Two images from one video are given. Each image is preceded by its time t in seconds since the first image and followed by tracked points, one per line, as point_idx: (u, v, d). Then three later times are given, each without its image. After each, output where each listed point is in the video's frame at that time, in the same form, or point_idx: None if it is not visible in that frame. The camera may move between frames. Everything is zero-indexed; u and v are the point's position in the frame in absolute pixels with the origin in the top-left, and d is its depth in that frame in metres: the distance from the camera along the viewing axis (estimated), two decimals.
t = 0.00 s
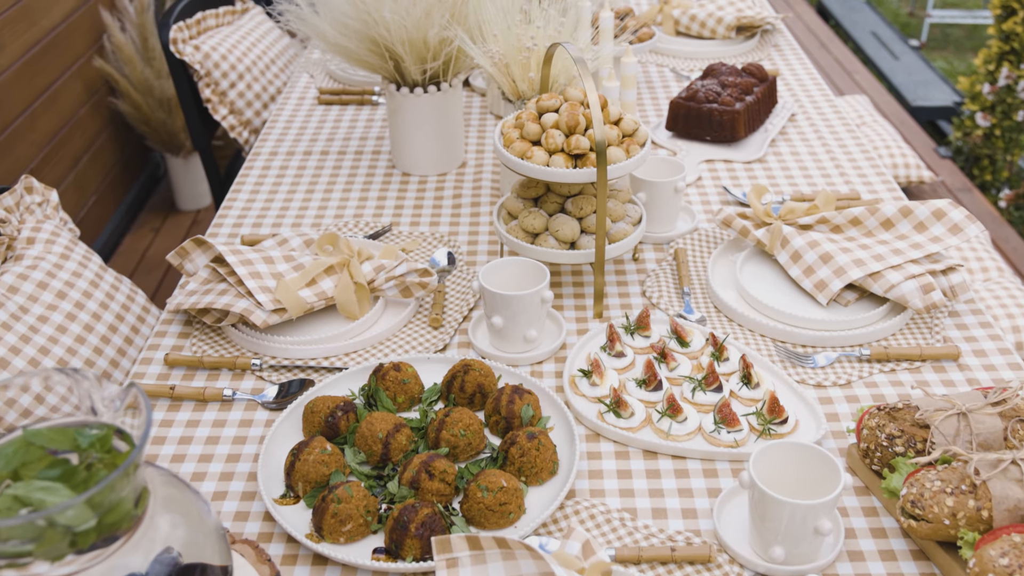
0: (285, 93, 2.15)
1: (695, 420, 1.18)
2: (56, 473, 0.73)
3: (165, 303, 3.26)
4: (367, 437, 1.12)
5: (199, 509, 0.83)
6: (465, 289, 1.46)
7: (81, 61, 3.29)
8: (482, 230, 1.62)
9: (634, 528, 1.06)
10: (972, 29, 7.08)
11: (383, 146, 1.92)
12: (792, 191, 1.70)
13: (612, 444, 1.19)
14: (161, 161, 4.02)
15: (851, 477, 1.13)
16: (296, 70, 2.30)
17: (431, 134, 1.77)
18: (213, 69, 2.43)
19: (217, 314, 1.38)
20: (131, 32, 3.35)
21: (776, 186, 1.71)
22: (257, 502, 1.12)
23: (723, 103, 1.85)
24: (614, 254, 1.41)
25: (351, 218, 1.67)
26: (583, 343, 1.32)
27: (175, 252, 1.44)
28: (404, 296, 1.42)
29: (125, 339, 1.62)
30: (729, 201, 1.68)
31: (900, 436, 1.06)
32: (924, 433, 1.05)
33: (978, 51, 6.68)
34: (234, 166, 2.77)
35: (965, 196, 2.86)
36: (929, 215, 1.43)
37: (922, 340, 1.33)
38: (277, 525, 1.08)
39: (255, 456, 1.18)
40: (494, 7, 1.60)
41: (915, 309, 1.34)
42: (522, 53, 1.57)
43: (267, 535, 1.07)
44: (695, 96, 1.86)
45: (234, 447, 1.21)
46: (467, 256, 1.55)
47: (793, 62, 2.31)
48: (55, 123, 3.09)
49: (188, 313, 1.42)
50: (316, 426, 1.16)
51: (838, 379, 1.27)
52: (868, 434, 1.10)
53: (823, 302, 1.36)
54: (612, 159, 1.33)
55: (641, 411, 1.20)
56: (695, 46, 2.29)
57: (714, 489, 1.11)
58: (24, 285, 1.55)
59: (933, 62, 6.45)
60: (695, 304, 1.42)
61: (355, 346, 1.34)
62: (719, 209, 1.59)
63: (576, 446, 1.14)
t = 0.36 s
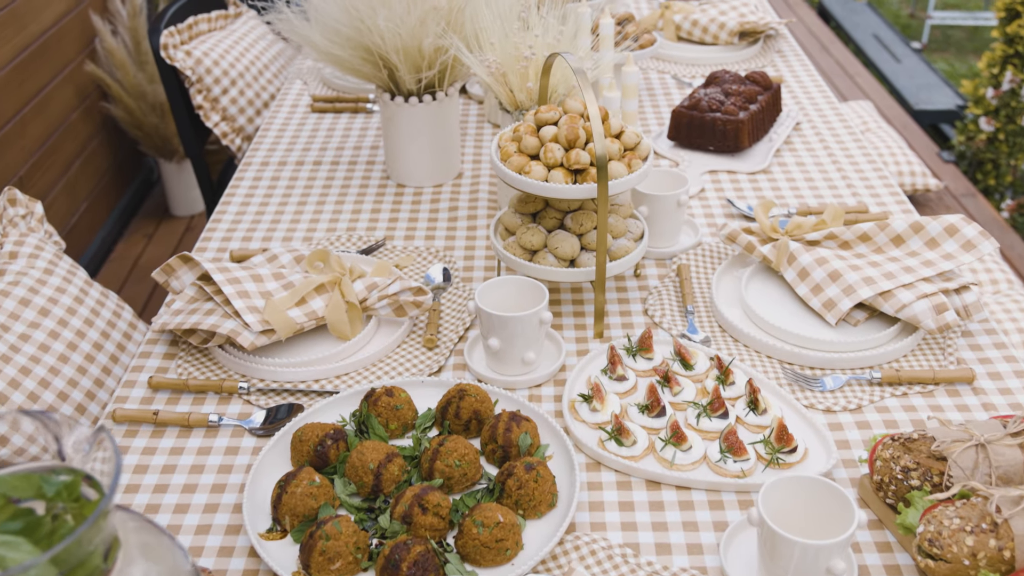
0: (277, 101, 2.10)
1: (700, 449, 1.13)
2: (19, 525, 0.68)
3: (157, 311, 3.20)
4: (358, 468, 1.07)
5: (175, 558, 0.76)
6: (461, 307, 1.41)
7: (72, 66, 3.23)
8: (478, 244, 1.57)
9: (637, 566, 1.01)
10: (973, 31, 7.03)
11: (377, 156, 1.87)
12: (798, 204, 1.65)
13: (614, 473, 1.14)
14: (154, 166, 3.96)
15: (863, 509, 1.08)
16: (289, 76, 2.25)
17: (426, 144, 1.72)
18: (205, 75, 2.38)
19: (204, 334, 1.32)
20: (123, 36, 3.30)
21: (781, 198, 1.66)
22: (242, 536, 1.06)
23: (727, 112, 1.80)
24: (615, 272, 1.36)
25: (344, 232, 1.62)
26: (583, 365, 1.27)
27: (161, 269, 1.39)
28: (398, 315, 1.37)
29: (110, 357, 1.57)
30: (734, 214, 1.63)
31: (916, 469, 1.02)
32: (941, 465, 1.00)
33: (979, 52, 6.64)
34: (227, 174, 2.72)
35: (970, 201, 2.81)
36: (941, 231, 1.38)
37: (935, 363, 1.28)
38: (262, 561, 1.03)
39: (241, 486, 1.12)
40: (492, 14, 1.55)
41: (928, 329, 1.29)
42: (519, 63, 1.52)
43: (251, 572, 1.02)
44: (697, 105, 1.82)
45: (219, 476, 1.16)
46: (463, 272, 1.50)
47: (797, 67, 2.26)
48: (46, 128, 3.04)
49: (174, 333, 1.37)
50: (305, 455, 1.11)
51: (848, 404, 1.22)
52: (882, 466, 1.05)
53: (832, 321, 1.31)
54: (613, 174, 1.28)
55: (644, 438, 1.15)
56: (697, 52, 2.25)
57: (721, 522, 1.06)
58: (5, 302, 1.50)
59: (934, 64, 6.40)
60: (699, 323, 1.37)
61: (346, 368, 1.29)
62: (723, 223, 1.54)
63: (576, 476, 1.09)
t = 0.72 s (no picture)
0: (268, 110, 2.05)
1: (705, 483, 1.08)
2: None
3: (149, 320, 3.14)
4: (346, 506, 1.02)
5: None
6: (456, 329, 1.36)
7: (64, 71, 3.18)
8: (474, 262, 1.52)
9: None
10: (974, 32, 6.98)
11: (371, 169, 1.82)
12: (804, 220, 1.60)
13: (614, 509, 1.09)
14: (148, 172, 3.91)
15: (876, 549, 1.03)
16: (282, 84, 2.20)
17: (421, 158, 1.67)
18: (196, 83, 2.32)
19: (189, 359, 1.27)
20: (116, 40, 3.25)
21: (787, 214, 1.62)
22: None
23: (730, 124, 1.74)
24: (616, 294, 1.31)
25: (336, 249, 1.57)
26: (583, 393, 1.22)
27: (144, 291, 1.34)
28: (390, 338, 1.32)
29: (94, 379, 1.51)
30: (738, 230, 1.58)
31: (933, 510, 0.97)
32: (958, 506, 0.95)
33: (980, 54, 6.60)
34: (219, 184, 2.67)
35: (975, 209, 2.76)
36: (954, 251, 1.33)
37: (948, 391, 1.23)
38: None
39: (225, 523, 1.07)
40: (488, 25, 1.50)
41: (941, 355, 1.24)
42: (517, 75, 1.47)
43: None
44: (700, 116, 1.76)
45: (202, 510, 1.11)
46: (459, 292, 1.45)
47: (802, 76, 2.21)
48: (36, 135, 2.98)
49: (158, 357, 1.32)
50: (291, 491, 1.06)
51: (859, 435, 1.17)
52: (897, 506, 1.00)
53: (841, 346, 1.26)
54: (614, 193, 1.23)
55: (646, 472, 1.10)
56: (700, 60, 2.20)
57: (727, 563, 1.01)
58: None
59: (935, 66, 6.35)
60: (703, 347, 1.32)
61: (336, 395, 1.24)
62: (727, 241, 1.49)
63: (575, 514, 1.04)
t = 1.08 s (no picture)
0: (260, 121, 2.00)
1: (711, 523, 1.03)
2: None
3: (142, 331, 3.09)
4: (334, 549, 0.96)
5: None
6: (451, 355, 1.31)
7: (55, 77, 3.13)
8: (471, 282, 1.47)
9: None
10: (976, 35, 6.93)
11: (365, 183, 1.77)
12: (811, 239, 1.55)
13: (616, 550, 1.04)
14: (141, 178, 3.86)
15: None
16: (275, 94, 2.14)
17: (416, 173, 1.61)
18: (187, 92, 2.27)
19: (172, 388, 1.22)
20: (108, 46, 3.19)
21: (793, 232, 1.57)
22: None
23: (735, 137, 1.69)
24: (617, 319, 1.25)
25: (328, 268, 1.52)
26: (583, 424, 1.17)
27: (127, 315, 1.29)
28: (382, 365, 1.26)
29: (76, 404, 1.46)
30: (743, 249, 1.53)
31: (953, 556, 0.92)
32: (981, 552, 0.90)
33: (982, 56, 6.55)
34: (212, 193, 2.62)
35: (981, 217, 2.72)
36: (969, 274, 1.28)
37: (963, 422, 1.18)
38: None
39: (207, 565, 1.02)
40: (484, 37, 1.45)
41: (956, 385, 1.19)
42: (514, 90, 1.42)
43: None
44: (704, 129, 1.71)
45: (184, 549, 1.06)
46: (454, 314, 1.40)
47: (807, 85, 2.16)
48: (27, 143, 2.93)
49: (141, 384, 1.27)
50: (276, 532, 1.01)
51: (872, 469, 1.12)
52: (914, 551, 0.95)
53: (852, 374, 1.21)
54: (616, 216, 1.18)
55: (650, 511, 1.05)
56: (703, 69, 2.15)
57: None
58: None
59: (937, 68, 6.30)
60: (707, 373, 1.27)
61: (325, 426, 1.19)
62: (732, 261, 1.44)
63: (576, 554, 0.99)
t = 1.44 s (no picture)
0: (248, 133, 1.94)
1: (713, 567, 0.97)
2: None
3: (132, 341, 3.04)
4: None
5: None
6: (442, 383, 1.26)
7: (45, 83, 3.07)
8: (463, 304, 1.42)
9: None
10: (978, 37, 6.88)
11: (356, 199, 1.72)
12: (816, 258, 1.50)
13: None
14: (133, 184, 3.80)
15: None
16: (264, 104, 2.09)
17: (408, 189, 1.56)
18: (176, 101, 2.21)
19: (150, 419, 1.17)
20: (99, 51, 3.14)
21: (797, 250, 1.52)
22: None
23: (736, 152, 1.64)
24: (615, 346, 1.20)
25: (315, 289, 1.46)
26: (579, 459, 1.11)
27: (104, 341, 1.23)
28: (370, 395, 1.21)
29: (54, 431, 1.41)
30: (746, 268, 1.48)
31: None
32: None
33: (983, 59, 6.50)
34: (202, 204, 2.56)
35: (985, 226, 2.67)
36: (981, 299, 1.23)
37: (976, 456, 1.13)
38: None
39: None
40: (477, 50, 1.40)
41: (968, 416, 1.14)
42: (507, 106, 1.38)
43: None
44: (705, 143, 1.66)
45: None
46: (446, 339, 1.35)
47: (810, 94, 2.11)
48: (15, 150, 2.87)
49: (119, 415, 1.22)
50: None
51: (881, 507, 1.07)
52: None
53: (859, 405, 1.16)
54: (613, 241, 1.13)
55: (649, 553, 0.99)
56: (704, 78, 2.09)
57: None
58: None
59: (939, 71, 6.24)
60: (709, 403, 1.22)
61: (309, 460, 1.14)
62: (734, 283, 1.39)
63: None
